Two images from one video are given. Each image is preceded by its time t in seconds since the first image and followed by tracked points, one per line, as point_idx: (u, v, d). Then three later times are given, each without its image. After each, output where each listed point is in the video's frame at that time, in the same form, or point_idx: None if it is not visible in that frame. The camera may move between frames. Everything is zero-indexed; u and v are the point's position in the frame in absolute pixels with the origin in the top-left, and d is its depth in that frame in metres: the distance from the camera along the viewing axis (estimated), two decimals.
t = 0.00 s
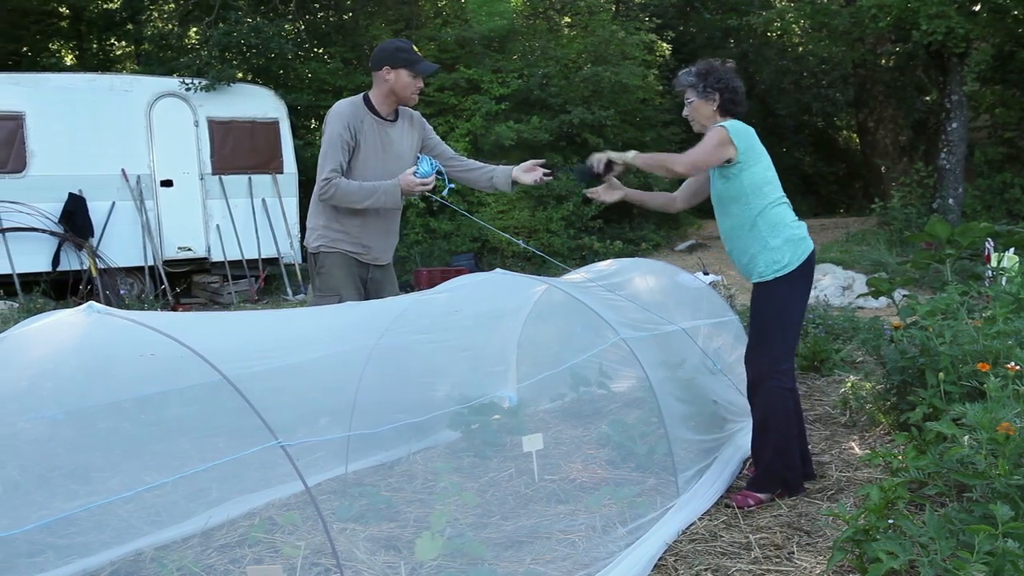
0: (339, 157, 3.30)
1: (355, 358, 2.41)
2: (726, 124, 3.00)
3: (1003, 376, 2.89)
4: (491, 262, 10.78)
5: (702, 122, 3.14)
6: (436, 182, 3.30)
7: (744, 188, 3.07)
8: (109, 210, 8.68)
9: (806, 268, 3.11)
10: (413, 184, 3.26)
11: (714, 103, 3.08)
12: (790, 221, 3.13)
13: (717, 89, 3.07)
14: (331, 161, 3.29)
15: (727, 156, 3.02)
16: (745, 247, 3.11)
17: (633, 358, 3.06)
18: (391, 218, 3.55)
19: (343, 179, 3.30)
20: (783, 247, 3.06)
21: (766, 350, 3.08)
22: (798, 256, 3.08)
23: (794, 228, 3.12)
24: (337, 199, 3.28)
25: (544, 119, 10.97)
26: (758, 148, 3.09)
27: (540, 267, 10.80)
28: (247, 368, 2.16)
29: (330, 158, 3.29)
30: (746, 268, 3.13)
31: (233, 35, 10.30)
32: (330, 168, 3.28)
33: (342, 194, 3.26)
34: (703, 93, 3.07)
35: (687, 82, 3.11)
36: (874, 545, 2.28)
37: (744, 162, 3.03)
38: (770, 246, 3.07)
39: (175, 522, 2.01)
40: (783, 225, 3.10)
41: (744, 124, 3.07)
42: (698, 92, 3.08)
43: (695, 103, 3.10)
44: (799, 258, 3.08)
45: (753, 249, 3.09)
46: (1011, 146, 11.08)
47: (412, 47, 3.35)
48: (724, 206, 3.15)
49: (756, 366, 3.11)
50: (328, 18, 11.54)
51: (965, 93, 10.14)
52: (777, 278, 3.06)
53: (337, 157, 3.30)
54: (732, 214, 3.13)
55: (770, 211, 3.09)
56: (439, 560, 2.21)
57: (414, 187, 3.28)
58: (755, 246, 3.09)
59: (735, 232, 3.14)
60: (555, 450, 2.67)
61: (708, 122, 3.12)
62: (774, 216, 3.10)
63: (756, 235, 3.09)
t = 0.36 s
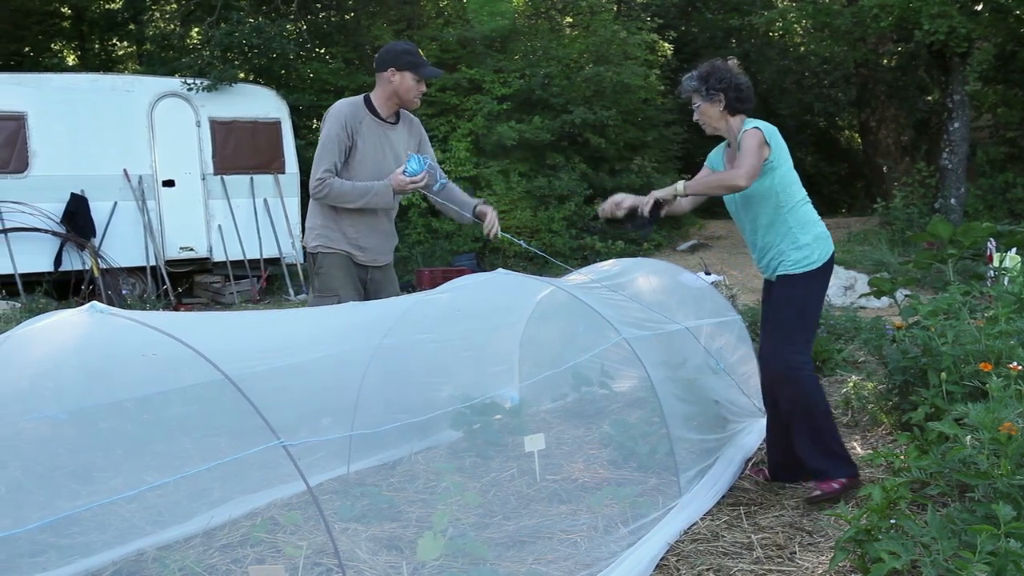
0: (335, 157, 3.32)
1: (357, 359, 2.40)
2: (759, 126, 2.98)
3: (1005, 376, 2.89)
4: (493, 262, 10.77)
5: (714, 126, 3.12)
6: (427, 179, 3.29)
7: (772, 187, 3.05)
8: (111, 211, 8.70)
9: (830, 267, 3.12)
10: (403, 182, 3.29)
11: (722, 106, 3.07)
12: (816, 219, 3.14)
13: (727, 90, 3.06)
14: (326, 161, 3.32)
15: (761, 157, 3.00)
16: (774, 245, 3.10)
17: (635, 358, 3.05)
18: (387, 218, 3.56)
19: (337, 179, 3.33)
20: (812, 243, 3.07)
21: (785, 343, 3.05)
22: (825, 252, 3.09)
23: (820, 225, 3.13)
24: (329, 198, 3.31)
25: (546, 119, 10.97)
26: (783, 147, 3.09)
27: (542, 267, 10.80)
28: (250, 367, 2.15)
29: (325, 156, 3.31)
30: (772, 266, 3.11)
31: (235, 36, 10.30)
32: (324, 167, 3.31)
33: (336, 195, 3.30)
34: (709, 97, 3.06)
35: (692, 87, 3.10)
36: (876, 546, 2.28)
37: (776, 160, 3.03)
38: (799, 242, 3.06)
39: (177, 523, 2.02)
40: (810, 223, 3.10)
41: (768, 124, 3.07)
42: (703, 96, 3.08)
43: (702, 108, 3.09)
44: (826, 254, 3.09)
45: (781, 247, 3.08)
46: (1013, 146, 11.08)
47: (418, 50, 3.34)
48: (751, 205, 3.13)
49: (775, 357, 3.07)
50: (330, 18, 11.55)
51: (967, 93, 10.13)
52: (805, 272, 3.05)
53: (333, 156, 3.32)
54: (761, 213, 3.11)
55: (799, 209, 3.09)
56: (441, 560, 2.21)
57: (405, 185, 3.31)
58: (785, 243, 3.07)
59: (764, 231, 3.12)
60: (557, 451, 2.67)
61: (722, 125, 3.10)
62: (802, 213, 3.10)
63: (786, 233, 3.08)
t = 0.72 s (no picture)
0: (330, 160, 3.33)
1: (357, 359, 2.40)
2: (770, 143, 2.77)
3: (1006, 376, 2.90)
4: (493, 262, 10.77)
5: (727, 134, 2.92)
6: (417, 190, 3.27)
7: (792, 200, 2.86)
8: (112, 211, 8.69)
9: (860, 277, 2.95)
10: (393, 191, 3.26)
11: (731, 115, 2.85)
12: (843, 226, 2.95)
13: (734, 97, 2.83)
14: (322, 164, 3.33)
15: (775, 173, 2.81)
16: (800, 259, 2.93)
17: (636, 358, 3.04)
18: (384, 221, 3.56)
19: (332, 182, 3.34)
20: (839, 255, 2.89)
21: (826, 361, 2.88)
22: (854, 263, 2.92)
23: (848, 232, 2.95)
24: (323, 201, 3.32)
25: (546, 119, 10.96)
26: (802, 153, 2.87)
27: (542, 267, 10.80)
28: (251, 367, 2.15)
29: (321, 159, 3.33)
30: (800, 279, 2.95)
31: (235, 36, 10.30)
32: (319, 170, 3.32)
33: (328, 198, 3.30)
34: (715, 107, 2.87)
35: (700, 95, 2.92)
36: (877, 546, 2.27)
37: (793, 172, 2.83)
38: (826, 255, 2.89)
39: (178, 523, 2.02)
40: (837, 231, 2.92)
41: (783, 131, 2.83)
42: (709, 105, 2.89)
43: (711, 116, 2.91)
44: (854, 265, 2.91)
45: (807, 261, 2.91)
46: (1014, 146, 11.09)
47: (416, 59, 3.31)
48: (771, 218, 2.95)
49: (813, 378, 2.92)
50: (331, 18, 11.57)
51: (968, 93, 10.12)
52: (837, 286, 2.88)
53: (328, 160, 3.33)
54: (782, 225, 2.93)
55: (823, 219, 2.90)
56: (442, 560, 2.21)
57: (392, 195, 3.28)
58: (811, 256, 2.90)
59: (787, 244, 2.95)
60: (558, 451, 2.67)
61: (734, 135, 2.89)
62: (828, 222, 2.91)
63: (812, 245, 2.90)
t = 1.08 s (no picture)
0: (317, 165, 3.35)
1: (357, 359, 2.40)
2: (780, 137, 2.73)
3: (1006, 376, 2.90)
4: (493, 262, 10.75)
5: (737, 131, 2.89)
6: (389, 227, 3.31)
7: (806, 196, 2.82)
8: (112, 211, 8.69)
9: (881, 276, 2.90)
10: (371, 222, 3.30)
11: (739, 110, 2.83)
12: (861, 222, 2.90)
13: (741, 92, 2.81)
14: (309, 169, 3.34)
15: (788, 169, 2.77)
16: (820, 261, 2.86)
17: (636, 358, 3.04)
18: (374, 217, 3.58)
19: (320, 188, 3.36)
20: (860, 253, 2.84)
21: (846, 372, 2.84)
22: (874, 261, 2.86)
23: (865, 229, 2.90)
24: (313, 207, 3.34)
25: (546, 119, 10.96)
26: (815, 147, 2.83)
27: (542, 267, 10.78)
28: (251, 368, 2.15)
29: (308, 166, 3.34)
30: (819, 283, 2.88)
31: (235, 36, 10.30)
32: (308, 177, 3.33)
33: (318, 205, 3.33)
34: (723, 102, 2.85)
35: (706, 92, 2.90)
36: (877, 546, 2.27)
37: (807, 167, 2.79)
38: (847, 254, 2.83)
39: (177, 523, 2.04)
40: (855, 228, 2.87)
41: (793, 125, 2.80)
42: (716, 101, 2.87)
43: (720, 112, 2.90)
44: (875, 263, 2.86)
45: (827, 263, 2.84)
46: (1014, 146, 11.09)
47: (381, 55, 3.29)
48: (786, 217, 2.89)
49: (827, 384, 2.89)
50: (331, 18, 11.63)
51: (967, 93, 10.12)
52: (859, 288, 2.82)
53: (316, 165, 3.34)
54: (798, 225, 2.87)
55: (840, 215, 2.85)
56: (442, 560, 2.21)
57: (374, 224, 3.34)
58: (831, 256, 2.84)
59: (805, 246, 2.88)
60: (558, 451, 2.67)
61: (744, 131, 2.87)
62: (846, 218, 2.86)
63: (832, 245, 2.84)
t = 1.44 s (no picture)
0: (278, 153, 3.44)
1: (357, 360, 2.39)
2: (761, 139, 2.69)
3: (1006, 376, 2.89)
4: (493, 262, 10.77)
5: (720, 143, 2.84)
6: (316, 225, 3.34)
7: (800, 198, 2.76)
8: (112, 211, 8.69)
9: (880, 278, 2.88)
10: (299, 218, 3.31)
11: (717, 120, 2.78)
12: (855, 222, 2.86)
13: (716, 102, 2.75)
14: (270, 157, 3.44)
15: (775, 172, 2.71)
16: (820, 268, 2.78)
17: (636, 357, 3.04)
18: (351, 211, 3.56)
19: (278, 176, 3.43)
20: (861, 254, 2.79)
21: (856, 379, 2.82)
22: (873, 262, 2.84)
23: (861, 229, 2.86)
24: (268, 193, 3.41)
25: (546, 119, 10.96)
26: (800, 148, 2.78)
27: (542, 267, 10.79)
28: (253, 367, 2.12)
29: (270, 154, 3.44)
30: (817, 289, 2.81)
31: (235, 36, 10.29)
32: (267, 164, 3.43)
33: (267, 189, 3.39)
34: (702, 116, 2.79)
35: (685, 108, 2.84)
36: (877, 546, 2.27)
37: (796, 168, 2.74)
38: (849, 256, 2.78)
39: (176, 523, 2.05)
40: (852, 229, 2.82)
41: (774, 127, 2.76)
42: (695, 115, 2.82)
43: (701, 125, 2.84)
44: (874, 264, 2.83)
45: (829, 268, 2.77)
46: (1014, 146, 11.09)
47: (352, 52, 3.29)
48: (778, 223, 2.83)
49: (830, 391, 2.87)
50: (330, 18, 11.61)
51: (967, 93, 10.12)
52: (861, 292, 2.79)
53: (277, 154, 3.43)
54: (792, 231, 2.80)
55: (836, 216, 2.80)
56: (442, 560, 2.21)
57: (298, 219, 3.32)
58: (833, 261, 2.77)
59: (803, 253, 2.80)
60: (557, 451, 2.68)
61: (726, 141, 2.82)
62: (842, 218, 2.81)
63: (833, 248, 2.78)
